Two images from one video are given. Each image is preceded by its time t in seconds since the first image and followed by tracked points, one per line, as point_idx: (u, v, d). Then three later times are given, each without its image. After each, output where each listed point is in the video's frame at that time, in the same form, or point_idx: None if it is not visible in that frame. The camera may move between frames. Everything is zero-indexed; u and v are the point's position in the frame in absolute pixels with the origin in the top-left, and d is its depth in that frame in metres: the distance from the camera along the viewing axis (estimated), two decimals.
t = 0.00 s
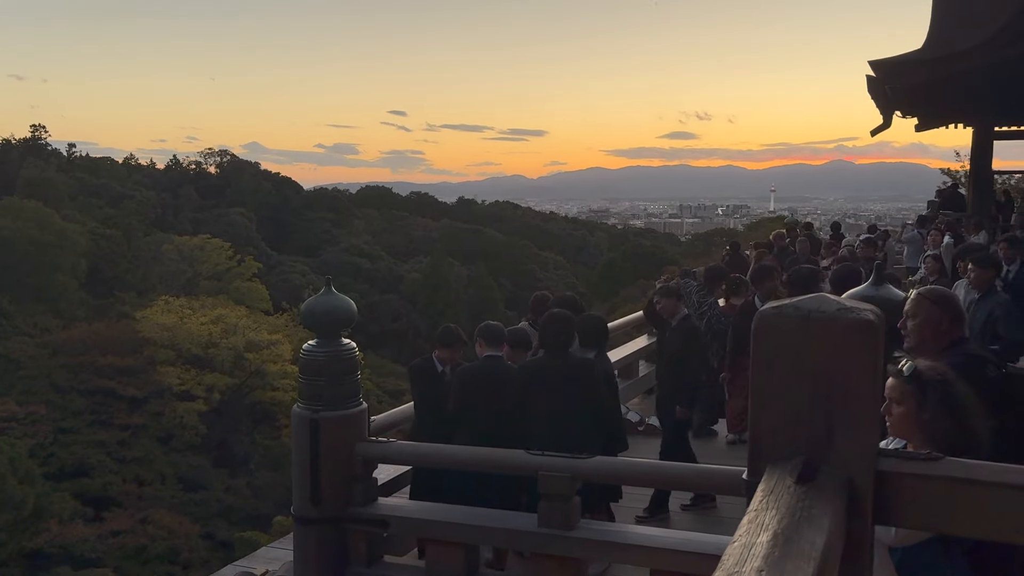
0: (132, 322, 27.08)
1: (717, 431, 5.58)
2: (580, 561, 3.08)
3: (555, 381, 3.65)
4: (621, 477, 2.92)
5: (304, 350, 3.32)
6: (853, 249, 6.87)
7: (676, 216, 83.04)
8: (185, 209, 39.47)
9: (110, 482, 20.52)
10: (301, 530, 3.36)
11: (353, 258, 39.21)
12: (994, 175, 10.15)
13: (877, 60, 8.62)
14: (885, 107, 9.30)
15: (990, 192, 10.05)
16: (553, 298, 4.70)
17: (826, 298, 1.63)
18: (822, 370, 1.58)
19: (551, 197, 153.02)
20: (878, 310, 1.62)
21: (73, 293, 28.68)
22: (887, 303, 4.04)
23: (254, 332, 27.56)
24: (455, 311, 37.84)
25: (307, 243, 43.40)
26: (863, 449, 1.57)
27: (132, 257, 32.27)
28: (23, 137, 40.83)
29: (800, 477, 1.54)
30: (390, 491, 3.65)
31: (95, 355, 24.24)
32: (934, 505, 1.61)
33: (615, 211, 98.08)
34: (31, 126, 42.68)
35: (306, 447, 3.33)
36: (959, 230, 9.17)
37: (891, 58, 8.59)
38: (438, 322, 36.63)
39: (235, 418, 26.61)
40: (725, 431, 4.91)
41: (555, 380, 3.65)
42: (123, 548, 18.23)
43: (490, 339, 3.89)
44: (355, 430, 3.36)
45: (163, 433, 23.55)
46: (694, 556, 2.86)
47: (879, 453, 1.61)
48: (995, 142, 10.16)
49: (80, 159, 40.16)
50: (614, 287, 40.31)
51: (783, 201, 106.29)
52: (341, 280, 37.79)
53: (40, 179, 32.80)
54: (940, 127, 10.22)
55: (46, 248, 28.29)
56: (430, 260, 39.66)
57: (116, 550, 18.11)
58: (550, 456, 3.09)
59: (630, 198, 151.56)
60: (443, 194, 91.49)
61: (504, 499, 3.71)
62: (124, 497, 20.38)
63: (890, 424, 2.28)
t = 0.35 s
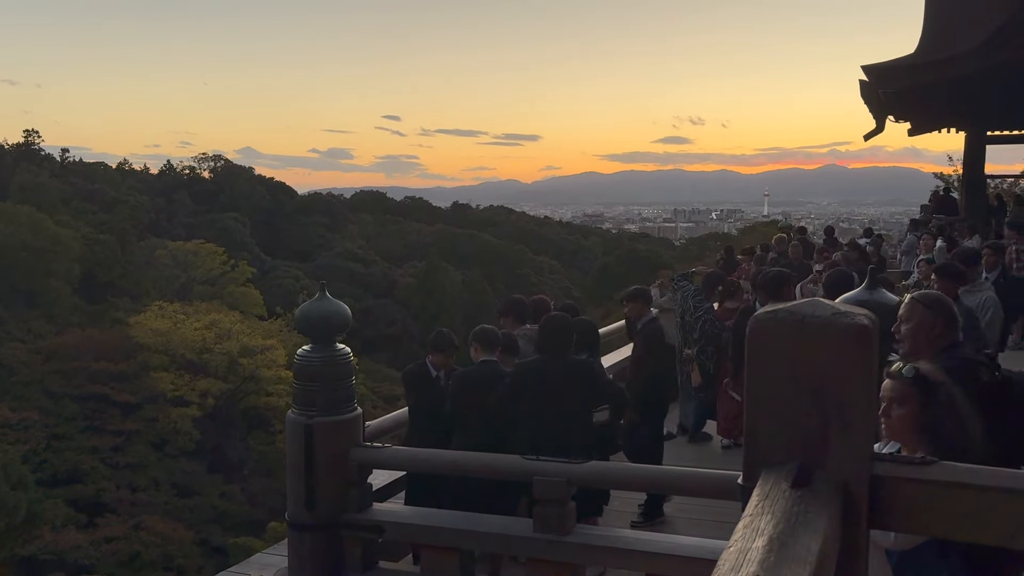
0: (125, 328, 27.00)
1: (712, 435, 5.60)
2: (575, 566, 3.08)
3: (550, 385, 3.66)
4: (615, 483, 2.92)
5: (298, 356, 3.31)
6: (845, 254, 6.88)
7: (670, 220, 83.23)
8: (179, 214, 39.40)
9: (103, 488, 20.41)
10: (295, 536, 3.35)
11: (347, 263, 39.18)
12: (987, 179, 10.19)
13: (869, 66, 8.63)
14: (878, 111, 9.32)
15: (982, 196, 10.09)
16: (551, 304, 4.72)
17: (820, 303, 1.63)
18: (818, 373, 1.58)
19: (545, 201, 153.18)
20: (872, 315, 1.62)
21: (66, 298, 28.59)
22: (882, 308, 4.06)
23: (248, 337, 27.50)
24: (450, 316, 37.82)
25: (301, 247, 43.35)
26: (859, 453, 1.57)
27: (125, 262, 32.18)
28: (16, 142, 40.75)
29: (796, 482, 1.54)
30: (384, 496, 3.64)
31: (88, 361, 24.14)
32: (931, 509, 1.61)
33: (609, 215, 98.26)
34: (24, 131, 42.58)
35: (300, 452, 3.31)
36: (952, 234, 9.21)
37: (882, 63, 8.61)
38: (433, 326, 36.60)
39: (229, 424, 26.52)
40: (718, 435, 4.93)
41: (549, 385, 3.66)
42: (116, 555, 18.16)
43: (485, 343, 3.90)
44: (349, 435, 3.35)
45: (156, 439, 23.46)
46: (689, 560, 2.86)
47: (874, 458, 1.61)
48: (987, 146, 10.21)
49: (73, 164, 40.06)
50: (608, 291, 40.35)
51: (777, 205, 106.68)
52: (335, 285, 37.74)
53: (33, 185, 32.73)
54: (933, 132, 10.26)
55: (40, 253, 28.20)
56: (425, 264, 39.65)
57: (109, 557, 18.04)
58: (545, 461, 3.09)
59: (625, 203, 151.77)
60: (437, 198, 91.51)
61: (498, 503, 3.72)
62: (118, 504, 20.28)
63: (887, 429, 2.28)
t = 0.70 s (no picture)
0: (120, 332, 26.91)
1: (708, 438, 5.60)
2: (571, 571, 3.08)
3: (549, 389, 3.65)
4: (611, 486, 2.92)
5: (294, 359, 3.31)
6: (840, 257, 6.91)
7: (666, 223, 83.41)
8: (173, 218, 39.32)
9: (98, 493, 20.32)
10: (290, 541, 3.34)
11: (343, 267, 39.14)
12: (981, 182, 10.24)
13: (863, 70, 8.70)
14: (872, 115, 9.38)
15: (977, 199, 10.14)
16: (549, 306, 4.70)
17: (815, 306, 1.64)
18: (816, 379, 1.58)
19: (540, 205, 153.25)
20: (865, 318, 1.63)
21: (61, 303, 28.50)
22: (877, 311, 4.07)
23: (243, 341, 27.47)
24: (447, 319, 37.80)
25: (297, 251, 43.28)
26: (854, 460, 1.57)
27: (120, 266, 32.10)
28: (11, 146, 40.64)
29: (789, 485, 1.55)
30: (379, 500, 3.64)
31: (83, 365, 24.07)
32: (925, 512, 1.62)
33: (604, 219, 98.29)
34: (18, 134, 42.47)
35: (295, 458, 3.31)
36: (947, 237, 9.24)
37: (876, 67, 8.69)
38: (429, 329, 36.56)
39: (224, 429, 26.42)
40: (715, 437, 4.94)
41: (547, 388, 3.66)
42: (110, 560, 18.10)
43: (481, 345, 3.89)
44: (345, 439, 3.35)
45: (151, 444, 23.38)
46: (684, 562, 2.87)
47: (867, 460, 1.62)
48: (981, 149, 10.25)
49: (67, 168, 39.92)
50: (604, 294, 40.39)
51: (771, 209, 107.08)
52: (330, 289, 37.68)
53: (28, 189, 32.64)
54: (927, 135, 10.32)
55: (34, 257, 28.11)
56: (421, 268, 39.65)
57: (103, 562, 17.97)
58: (539, 464, 3.10)
59: (619, 207, 151.89)
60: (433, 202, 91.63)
61: (495, 506, 3.72)
62: (112, 508, 20.18)
63: (882, 427, 2.30)
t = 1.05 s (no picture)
0: (116, 336, 26.86)
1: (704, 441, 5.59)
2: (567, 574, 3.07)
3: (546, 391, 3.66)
4: (606, 489, 2.92)
5: (289, 363, 3.30)
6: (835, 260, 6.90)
7: (662, 226, 83.49)
8: (169, 222, 39.27)
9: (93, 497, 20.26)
10: (286, 545, 3.34)
11: (339, 271, 39.11)
12: (976, 186, 10.26)
13: (857, 73, 8.71)
14: (867, 118, 9.40)
15: (971, 202, 10.16)
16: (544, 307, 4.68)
17: (808, 309, 1.64)
18: (811, 384, 1.58)
19: (536, 208, 153.33)
20: (860, 321, 1.63)
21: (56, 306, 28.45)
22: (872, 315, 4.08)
23: (238, 345, 27.43)
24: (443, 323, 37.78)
25: (292, 254, 43.24)
26: (847, 462, 1.58)
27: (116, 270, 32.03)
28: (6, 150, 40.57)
29: (783, 489, 1.55)
30: (375, 504, 3.63)
31: (78, 369, 24.01)
32: (920, 516, 1.62)
33: (600, 222, 98.37)
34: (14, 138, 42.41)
35: (291, 462, 3.31)
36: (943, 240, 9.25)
37: (870, 71, 8.68)
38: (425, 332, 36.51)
39: (219, 433, 26.33)
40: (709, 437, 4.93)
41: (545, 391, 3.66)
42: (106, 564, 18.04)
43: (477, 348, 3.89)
44: (341, 442, 3.35)
45: (146, 448, 23.32)
46: (681, 565, 2.87)
47: (862, 463, 1.62)
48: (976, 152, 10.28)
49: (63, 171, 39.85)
50: (600, 297, 40.41)
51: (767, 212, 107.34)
52: (326, 292, 37.65)
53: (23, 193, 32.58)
54: (922, 138, 10.34)
55: (29, 261, 28.04)
56: (417, 272, 39.62)
57: (99, 566, 17.92)
58: (534, 468, 3.10)
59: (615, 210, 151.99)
60: (429, 206, 91.66)
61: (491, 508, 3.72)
62: (107, 513, 20.11)
63: (874, 427, 2.30)
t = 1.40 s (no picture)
0: (112, 340, 26.82)
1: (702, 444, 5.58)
2: None
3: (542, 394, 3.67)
4: (605, 493, 2.91)
5: (285, 367, 3.30)
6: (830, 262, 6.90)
7: (657, 229, 83.62)
8: (165, 225, 39.24)
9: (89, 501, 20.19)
10: (282, 548, 3.33)
11: (335, 274, 39.10)
12: (971, 189, 10.29)
13: (854, 76, 8.72)
14: (863, 121, 9.42)
15: (967, 205, 10.19)
16: (536, 310, 4.68)
17: (804, 313, 1.64)
18: (804, 387, 1.58)
19: (533, 211, 153.32)
20: (854, 325, 1.63)
21: (52, 309, 28.39)
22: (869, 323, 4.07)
23: (235, 348, 27.41)
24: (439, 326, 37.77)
25: (289, 257, 43.19)
26: (843, 464, 1.58)
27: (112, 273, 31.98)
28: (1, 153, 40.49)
29: (779, 493, 1.55)
30: (372, 507, 3.63)
31: (74, 373, 23.96)
32: (916, 520, 1.62)
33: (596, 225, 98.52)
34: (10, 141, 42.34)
35: (287, 465, 3.30)
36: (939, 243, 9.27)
37: (866, 74, 8.69)
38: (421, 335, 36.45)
39: (215, 436, 26.30)
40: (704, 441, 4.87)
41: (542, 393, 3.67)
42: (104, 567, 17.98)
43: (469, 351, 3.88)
44: (337, 446, 3.34)
45: (142, 452, 23.26)
46: (680, 569, 2.86)
47: (858, 464, 1.62)
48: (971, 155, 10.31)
49: (59, 175, 39.80)
50: (597, 300, 40.45)
51: (763, 215, 107.67)
52: (323, 295, 37.63)
53: (18, 196, 32.48)
54: (917, 141, 10.37)
55: (25, 264, 27.98)
56: (414, 275, 39.61)
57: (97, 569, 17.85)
58: (531, 472, 3.10)
59: (612, 212, 152.09)
60: (426, 208, 91.72)
61: (488, 509, 3.73)
62: (104, 517, 20.04)
63: (871, 429, 2.31)
